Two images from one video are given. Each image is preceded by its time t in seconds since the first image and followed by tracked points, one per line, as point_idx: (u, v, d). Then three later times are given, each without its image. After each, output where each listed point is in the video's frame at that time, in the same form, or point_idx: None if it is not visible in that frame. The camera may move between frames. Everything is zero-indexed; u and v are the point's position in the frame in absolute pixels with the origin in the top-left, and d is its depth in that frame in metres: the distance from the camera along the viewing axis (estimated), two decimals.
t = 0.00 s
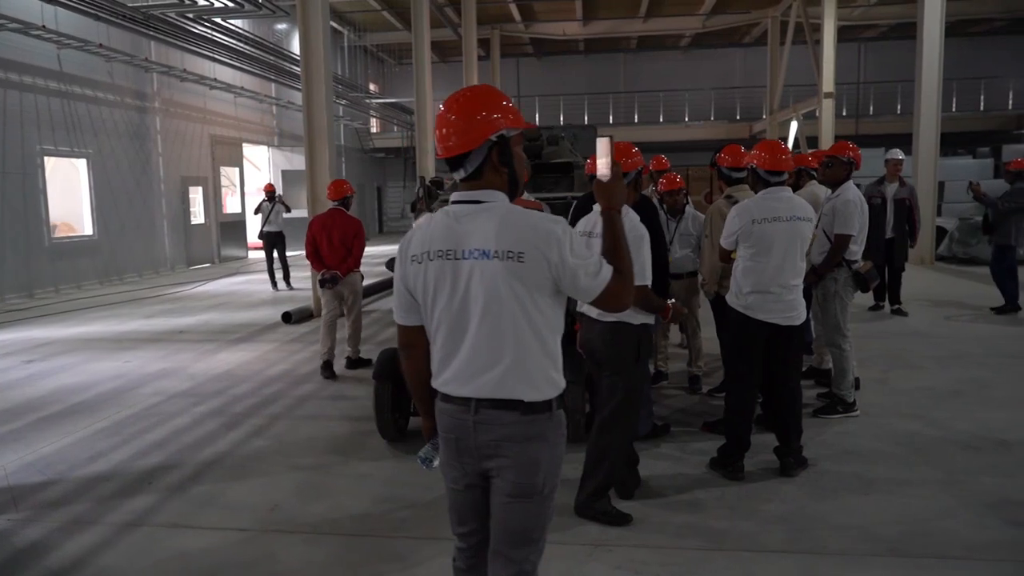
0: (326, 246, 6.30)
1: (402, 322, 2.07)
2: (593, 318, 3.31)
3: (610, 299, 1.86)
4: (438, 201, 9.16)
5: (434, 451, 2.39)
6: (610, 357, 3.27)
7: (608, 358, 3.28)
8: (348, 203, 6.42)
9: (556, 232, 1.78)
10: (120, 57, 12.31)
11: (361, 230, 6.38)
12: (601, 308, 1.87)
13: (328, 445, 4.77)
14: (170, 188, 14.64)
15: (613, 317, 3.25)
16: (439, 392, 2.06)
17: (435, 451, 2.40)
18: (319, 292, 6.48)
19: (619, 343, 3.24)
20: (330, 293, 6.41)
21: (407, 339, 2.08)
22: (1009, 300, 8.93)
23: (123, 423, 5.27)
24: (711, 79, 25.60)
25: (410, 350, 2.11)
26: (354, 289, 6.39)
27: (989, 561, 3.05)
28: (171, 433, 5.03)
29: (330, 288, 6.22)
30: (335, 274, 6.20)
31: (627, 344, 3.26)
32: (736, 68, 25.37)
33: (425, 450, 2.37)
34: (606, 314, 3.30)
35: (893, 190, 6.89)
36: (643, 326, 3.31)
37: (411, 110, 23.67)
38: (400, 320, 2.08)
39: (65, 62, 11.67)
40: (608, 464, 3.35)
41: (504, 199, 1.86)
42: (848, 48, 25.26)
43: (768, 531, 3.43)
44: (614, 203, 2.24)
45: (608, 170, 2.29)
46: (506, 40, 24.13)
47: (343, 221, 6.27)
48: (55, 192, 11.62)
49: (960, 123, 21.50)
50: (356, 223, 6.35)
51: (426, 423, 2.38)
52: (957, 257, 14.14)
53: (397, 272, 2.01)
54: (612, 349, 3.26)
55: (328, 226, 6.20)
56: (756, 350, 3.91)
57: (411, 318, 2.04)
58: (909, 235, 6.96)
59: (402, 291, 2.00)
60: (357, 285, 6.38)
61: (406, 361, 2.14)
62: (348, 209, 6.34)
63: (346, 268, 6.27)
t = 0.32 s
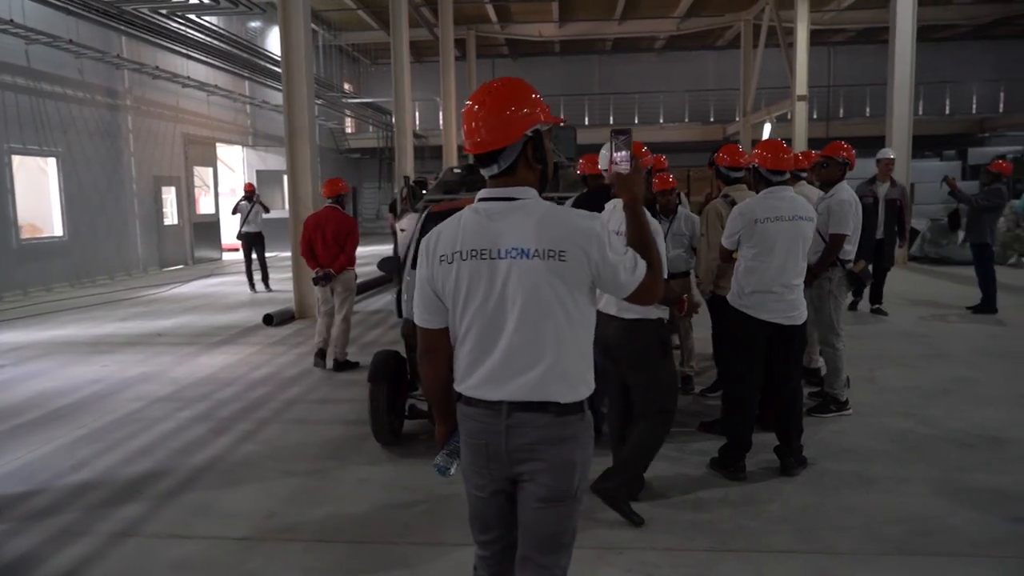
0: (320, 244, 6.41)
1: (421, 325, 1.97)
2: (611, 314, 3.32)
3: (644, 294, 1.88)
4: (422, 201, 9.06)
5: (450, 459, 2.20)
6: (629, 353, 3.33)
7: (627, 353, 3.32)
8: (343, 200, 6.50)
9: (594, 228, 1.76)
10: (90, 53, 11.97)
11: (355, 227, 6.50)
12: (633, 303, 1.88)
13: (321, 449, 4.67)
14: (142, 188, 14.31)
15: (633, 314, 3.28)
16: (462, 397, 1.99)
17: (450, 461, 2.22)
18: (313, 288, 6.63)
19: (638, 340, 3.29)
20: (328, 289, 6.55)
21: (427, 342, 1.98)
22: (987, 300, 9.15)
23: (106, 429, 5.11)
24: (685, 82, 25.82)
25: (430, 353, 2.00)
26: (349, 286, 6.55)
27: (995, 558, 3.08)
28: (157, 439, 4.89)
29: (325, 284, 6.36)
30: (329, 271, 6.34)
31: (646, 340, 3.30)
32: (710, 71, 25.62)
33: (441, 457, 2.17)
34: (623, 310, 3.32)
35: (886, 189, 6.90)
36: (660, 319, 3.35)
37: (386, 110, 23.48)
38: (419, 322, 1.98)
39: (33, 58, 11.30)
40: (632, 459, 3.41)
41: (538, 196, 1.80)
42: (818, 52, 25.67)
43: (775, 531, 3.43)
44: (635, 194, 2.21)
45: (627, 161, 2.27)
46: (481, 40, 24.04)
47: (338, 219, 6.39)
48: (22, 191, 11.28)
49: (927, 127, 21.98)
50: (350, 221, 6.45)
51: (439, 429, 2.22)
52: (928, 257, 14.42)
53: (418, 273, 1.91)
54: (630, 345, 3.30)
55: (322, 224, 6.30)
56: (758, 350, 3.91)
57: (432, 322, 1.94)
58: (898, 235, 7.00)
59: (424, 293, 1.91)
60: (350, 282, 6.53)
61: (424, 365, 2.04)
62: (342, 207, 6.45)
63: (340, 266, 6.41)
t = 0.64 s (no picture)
0: (303, 245, 6.39)
1: (440, 325, 1.87)
2: (624, 310, 3.38)
3: (670, 284, 1.88)
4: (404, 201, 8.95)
5: (466, 464, 2.09)
6: (642, 346, 3.43)
7: (640, 351, 3.43)
8: (328, 201, 6.41)
9: (628, 221, 1.75)
10: (57, 50, 11.63)
11: (338, 227, 6.34)
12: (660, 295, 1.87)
13: (311, 454, 4.54)
14: (112, 188, 13.95)
15: (645, 309, 3.36)
16: (483, 399, 1.91)
17: (465, 466, 2.10)
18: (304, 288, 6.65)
19: (651, 334, 3.39)
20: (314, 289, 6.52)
21: (445, 343, 1.88)
22: (960, 298, 9.34)
23: (84, 436, 4.93)
24: (658, 84, 25.99)
25: (448, 355, 1.90)
26: (333, 286, 6.45)
27: (1002, 556, 3.09)
28: (138, 446, 4.72)
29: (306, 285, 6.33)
30: (308, 273, 6.28)
31: (658, 336, 3.41)
32: (683, 74, 25.83)
33: (454, 464, 2.06)
34: (635, 305, 3.38)
35: (873, 191, 6.94)
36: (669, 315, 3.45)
37: (360, 111, 23.24)
38: (436, 321, 1.88)
39: None
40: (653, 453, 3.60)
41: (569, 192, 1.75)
42: (789, 56, 26.02)
43: (780, 531, 3.40)
44: (653, 182, 2.17)
45: (644, 149, 2.23)
46: (456, 41, 23.93)
47: (319, 219, 6.27)
48: None
49: (894, 130, 22.41)
50: (332, 222, 6.29)
51: (450, 435, 2.11)
52: (899, 257, 14.67)
53: (438, 270, 1.82)
54: (642, 338, 3.41)
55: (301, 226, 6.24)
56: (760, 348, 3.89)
57: (452, 322, 1.85)
58: (884, 234, 7.09)
59: (445, 292, 1.82)
60: (334, 283, 6.46)
61: (440, 367, 1.94)
62: (326, 207, 6.36)
63: (322, 266, 6.33)
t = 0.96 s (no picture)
0: (281, 243, 6.25)
1: (461, 330, 1.78)
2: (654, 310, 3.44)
3: (697, 283, 1.85)
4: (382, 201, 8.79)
5: (484, 477, 1.98)
6: (668, 345, 3.52)
7: (666, 348, 3.52)
8: (307, 199, 6.27)
9: (663, 221, 1.71)
10: (18, 44, 11.21)
11: (315, 225, 6.19)
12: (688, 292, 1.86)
13: (298, 462, 4.39)
14: (75, 186, 13.53)
15: (674, 309, 3.44)
16: (507, 407, 1.83)
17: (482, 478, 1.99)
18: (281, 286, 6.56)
19: (678, 332, 3.48)
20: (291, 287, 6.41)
21: (468, 349, 1.79)
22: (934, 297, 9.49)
23: (56, 447, 4.70)
24: (630, 85, 26.05)
25: (470, 363, 1.81)
26: (313, 286, 6.30)
27: (1007, 557, 3.09)
28: (114, 457, 4.52)
29: (283, 285, 6.24)
30: (285, 272, 6.17)
31: (684, 335, 3.50)
32: (654, 75, 25.94)
33: (471, 476, 1.96)
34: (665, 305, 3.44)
35: (854, 191, 6.98)
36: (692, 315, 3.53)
37: (331, 109, 22.90)
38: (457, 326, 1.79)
39: None
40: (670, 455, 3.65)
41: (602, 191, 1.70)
42: (758, 58, 26.31)
43: (785, 535, 3.36)
44: (674, 170, 2.10)
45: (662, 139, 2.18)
46: (428, 40, 23.71)
47: (293, 219, 6.12)
48: None
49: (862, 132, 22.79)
50: (308, 219, 6.16)
51: (465, 446, 2.01)
52: (870, 256, 14.87)
53: (462, 272, 1.73)
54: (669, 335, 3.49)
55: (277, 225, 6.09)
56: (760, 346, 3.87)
57: (476, 326, 1.76)
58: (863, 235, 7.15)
59: (471, 296, 1.73)
60: (314, 282, 6.30)
61: (460, 374, 1.84)
62: (304, 205, 6.20)
63: (299, 266, 6.20)
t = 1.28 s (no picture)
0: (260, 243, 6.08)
1: (487, 334, 1.68)
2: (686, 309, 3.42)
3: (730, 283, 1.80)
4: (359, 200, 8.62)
5: (506, 488, 1.87)
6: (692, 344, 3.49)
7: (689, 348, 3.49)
8: (287, 198, 6.14)
9: (701, 220, 1.66)
10: None
11: (295, 225, 6.08)
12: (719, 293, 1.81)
13: (282, 471, 4.23)
14: (33, 185, 13.05)
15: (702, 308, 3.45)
16: (535, 414, 1.74)
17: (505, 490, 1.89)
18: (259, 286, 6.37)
19: (706, 332, 3.46)
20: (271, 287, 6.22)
21: (495, 355, 1.70)
22: (906, 296, 9.63)
23: (23, 459, 4.47)
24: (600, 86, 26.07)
25: (497, 369, 1.71)
26: (293, 286, 6.14)
27: (1006, 555, 3.10)
28: (86, 469, 4.31)
29: (263, 284, 6.03)
30: (265, 271, 5.97)
31: (705, 334, 3.47)
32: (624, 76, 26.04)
33: (494, 488, 1.86)
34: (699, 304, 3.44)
35: (833, 190, 7.02)
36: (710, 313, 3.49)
37: (299, 108, 22.51)
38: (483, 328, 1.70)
39: None
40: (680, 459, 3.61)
41: (640, 190, 1.64)
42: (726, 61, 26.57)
43: (788, 537, 3.32)
44: (697, 164, 2.08)
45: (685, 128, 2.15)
46: (398, 39, 23.46)
47: (273, 218, 5.99)
48: None
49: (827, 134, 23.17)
50: (289, 218, 6.06)
51: (485, 457, 1.92)
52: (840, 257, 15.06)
53: (491, 273, 1.63)
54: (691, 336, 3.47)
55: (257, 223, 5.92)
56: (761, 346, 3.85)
57: (505, 331, 1.66)
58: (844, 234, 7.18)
59: (500, 299, 1.63)
60: (294, 281, 6.13)
61: (485, 381, 1.75)
62: (285, 204, 6.07)
63: (279, 265, 6.04)
